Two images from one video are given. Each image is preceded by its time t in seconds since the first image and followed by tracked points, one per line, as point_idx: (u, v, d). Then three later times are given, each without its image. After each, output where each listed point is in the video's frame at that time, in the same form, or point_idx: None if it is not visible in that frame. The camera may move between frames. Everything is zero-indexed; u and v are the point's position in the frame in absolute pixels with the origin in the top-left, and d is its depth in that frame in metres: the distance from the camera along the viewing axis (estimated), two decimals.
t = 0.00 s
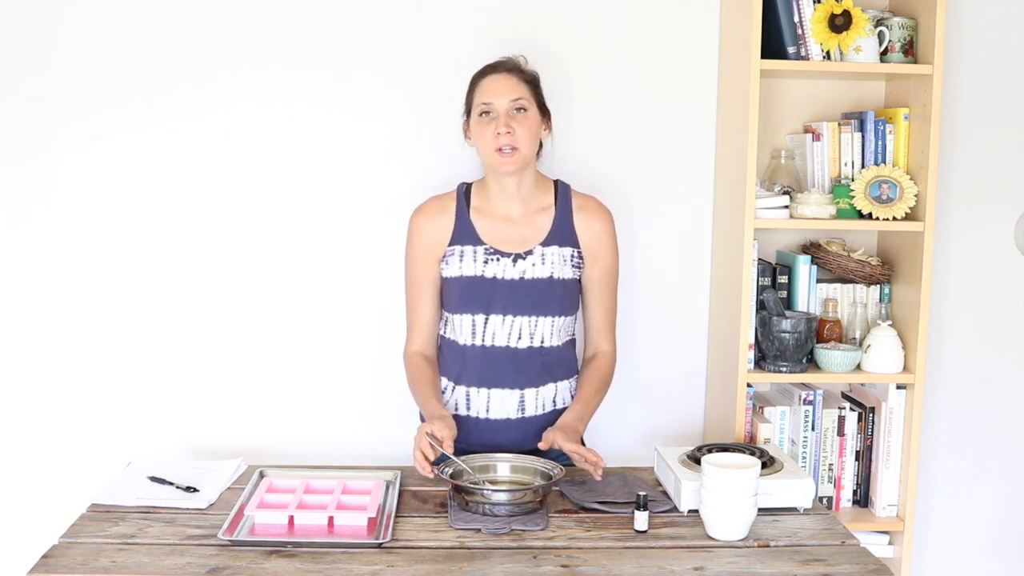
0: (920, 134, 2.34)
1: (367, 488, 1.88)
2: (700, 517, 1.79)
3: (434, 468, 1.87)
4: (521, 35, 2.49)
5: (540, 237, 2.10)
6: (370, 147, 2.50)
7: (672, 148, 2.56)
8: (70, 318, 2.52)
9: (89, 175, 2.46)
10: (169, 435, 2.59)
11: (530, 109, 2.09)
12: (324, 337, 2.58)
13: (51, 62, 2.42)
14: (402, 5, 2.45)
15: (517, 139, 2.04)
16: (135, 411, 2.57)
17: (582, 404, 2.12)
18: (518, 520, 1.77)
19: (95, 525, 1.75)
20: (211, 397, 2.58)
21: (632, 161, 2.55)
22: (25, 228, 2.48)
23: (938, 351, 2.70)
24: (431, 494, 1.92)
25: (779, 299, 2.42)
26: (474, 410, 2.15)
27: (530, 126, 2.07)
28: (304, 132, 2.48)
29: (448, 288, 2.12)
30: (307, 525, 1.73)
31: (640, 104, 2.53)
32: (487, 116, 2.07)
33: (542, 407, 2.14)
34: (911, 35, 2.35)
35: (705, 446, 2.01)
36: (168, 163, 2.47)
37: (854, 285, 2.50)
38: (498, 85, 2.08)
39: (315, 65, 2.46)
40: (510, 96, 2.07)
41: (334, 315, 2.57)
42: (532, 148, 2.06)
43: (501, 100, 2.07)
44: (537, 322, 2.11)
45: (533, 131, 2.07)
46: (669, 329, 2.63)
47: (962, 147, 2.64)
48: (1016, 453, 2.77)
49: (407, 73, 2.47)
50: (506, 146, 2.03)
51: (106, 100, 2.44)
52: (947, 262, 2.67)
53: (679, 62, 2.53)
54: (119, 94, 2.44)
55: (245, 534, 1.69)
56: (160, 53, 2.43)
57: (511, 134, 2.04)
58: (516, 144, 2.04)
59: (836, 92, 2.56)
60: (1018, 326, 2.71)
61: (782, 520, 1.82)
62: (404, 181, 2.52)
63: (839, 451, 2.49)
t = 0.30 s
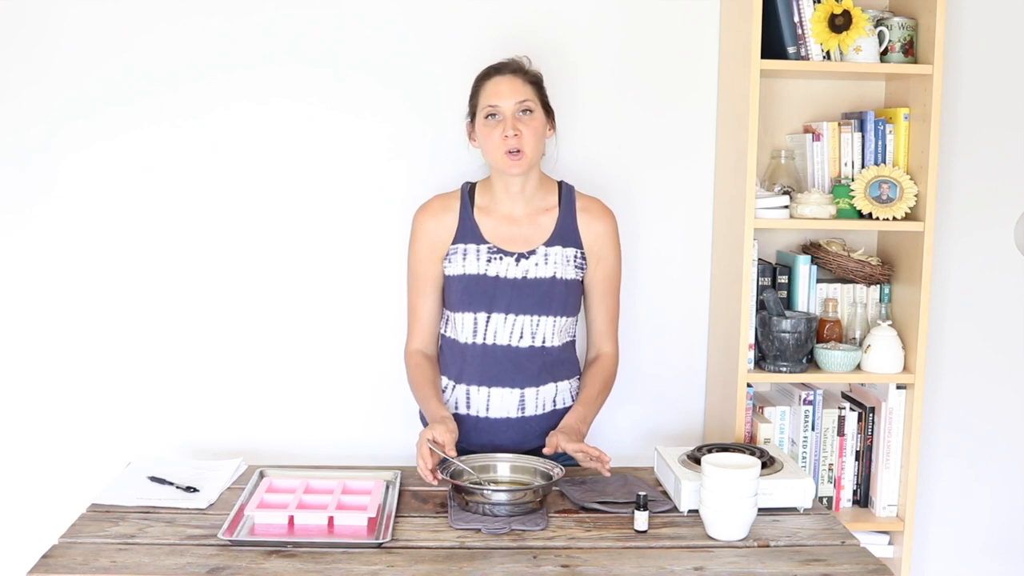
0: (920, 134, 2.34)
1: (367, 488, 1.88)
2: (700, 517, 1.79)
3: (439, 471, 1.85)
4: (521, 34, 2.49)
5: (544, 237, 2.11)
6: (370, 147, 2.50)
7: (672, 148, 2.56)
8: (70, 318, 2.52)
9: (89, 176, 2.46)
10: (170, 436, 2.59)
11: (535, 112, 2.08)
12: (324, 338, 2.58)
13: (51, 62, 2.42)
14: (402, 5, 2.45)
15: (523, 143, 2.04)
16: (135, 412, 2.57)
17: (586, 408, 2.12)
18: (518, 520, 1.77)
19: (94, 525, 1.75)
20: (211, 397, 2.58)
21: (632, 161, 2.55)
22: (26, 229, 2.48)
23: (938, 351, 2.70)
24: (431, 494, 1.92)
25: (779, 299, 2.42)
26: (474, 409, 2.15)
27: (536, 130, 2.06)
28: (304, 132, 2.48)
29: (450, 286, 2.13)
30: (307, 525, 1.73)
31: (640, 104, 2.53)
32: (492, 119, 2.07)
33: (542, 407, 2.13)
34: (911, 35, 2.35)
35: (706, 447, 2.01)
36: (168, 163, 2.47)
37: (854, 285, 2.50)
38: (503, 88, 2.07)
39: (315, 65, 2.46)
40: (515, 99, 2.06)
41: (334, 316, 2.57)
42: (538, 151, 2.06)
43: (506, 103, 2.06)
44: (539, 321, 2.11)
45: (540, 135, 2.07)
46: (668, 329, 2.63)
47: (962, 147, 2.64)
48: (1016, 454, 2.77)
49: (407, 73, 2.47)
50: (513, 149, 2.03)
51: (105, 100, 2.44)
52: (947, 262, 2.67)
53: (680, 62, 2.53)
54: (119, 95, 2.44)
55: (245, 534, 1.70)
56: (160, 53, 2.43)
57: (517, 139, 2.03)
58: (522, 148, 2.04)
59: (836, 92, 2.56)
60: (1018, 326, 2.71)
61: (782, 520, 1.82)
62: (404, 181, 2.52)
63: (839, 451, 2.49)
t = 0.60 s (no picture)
0: (920, 133, 2.35)
1: (369, 487, 1.88)
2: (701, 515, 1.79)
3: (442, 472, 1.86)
4: (521, 34, 2.49)
5: (547, 235, 2.11)
6: (372, 147, 2.50)
7: (673, 147, 2.56)
8: (71, 318, 2.52)
9: (89, 176, 2.47)
10: (170, 436, 2.59)
11: (535, 114, 2.08)
12: (324, 337, 2.58)
13: (52, 62, 2.42)
14: (403, 5, 2.45)
15: (525, 149, 2.04)
16: (135, 412, 2.57)
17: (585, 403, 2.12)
18: (520, 518, 1.77)
19: (97, 524, 1.75)
20: (212, 397, 2.59)
21: (632, 161, 2.56)
22: (26, 229, 2.48)
23: (938, 351, 2.71)
24: (433, 493, 1.92)
25: (779, 298, 2.42)
26: (475, 406, 2.15)
27: (537, 133, 2.06)
28: (305, 132, 2.49)
29: (452, 284, 2.13)
30: (309, 524, 1.74)
31: (640, 104, 2.54)
32: (492, 124, 2.06)
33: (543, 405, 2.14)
34: (911, 35, 2.35)
35: (706, 446, 2.01)
36: (169, 163, 2.47)
37: (855, 285, 2.51)
38: (504, 92, 2.06)
39: (316, 65, 2.46)
40: (516, 103, 2.05)
41: (334, 316, 2.57)
42: (539, 154, 2.07)
43: (507, 108, 2.05)
44: (541, 319, 2.12)
45: (540, 138, 2.07)
46: (669, 328, 2.64)
47: (961, 147, 2.64)
48: (1015, 453, 2.78)
49: (408, 73, 2.48)
50: (516, 155, 2.03)
51: (106, 100, 2.44)
52: (947, 262, 2.67)
53: (680, 62, 2.53)
54: (120, 94, 2.44)
55: (248, 532, 1.70)
56: (161, 53, 2.43)
57: (520, 144, 2.03)
58: (525, 153, 2.04)
59: (836, 92, 2.57)
60: (1018, 326, 2.72)
61: (783, 518, 1.83)
62: (406, 181, 2.52)
63: (839, 450, 2.49)
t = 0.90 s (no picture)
0: (920, 133, 2.35)
1: (369, 487, 1.88)
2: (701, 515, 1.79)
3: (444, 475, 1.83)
4: (522, 34, 2.49)
5: (544, 234, 2.11)
6: (372, 147, 2.50)
7: (673, 147, 2.56)
8: (70, 318, 2.52)
9: (89, 176, 2.47)
10: (170, 436, 2.59)
11: (515, 129, 1.99)
12: (324, 337, 2.58)
13: (52, 62, 2.42)
14: (403, 6, 2.45)
15: (503, 165, 1.99)
16: (135, 412, 2.57)
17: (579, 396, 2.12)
18: (520, 518, 1.77)
19: (97, 524, 1.75)
20: (212, 397, 2.59)
21: (632, 161, 2.56)
22: (27, 229, 2.48)
23: (938, 351, 2.71)
24: (433, 493, 1.92)
25: (779, 298, 2.42)
26: (473, 405, 2.15)
27: (516, 148, 1.99)
28: (305, 132, 2.49)
29: (451, 283, 2.12)
30: (309, 524, 1.74)
31: (640, 105, 2.54)
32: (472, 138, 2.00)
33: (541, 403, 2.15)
34: (911, 35, 2.35)
35: (706, 446, 2.01)
36: (169, 163, 2.47)
37: (855, 285, 2.51)
38: (481, 110, 1.97)
39: (316, 65, 2.46)
40: (493, 121, 1.96)
41: (334, 316, 2.57)
42: (519, 168, 2.01)
43: (482, 127, 1.97)
44: (540, 318, 2.12)
45: (520, 151, 2.00)
46: (669, 328, 2.64)
47: (961, 147, 2.64)
48: (1016, 453, 2.78)
49: (408, 73, 2.48)
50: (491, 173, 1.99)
51: (106, 100, 2.44)
52: (947, 262, 2.67)
53: (680, 62, 2.53)
54: (120, 94, 2.44)
55: (248, 532, 1.70)
56: (161, 53, 2.43)
57: (495, 162, 1.98)
58: (503, 169, 2.00)
59: (837, 91, 2.57)
60: (1018, 326, 2.72)
61: (783, 518, 1.83)
62: (405, 182, 2.52)
63: (839, 450, 2.49)
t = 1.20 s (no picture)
0: (921, 133, 2.35)
1: (369, 487, 1.88)
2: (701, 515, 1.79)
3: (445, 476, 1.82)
4: (522, 34, 2.49)
5: (535, 233, 2.11)
6: (372, 147, 2.50)
7: (672, 147, 2.56)
8: (70, 318, 2.52)
9: (89, 176, 2.47)
10: (170, 436, 2.59)
11: (504, 134, 1.97)
12: (323, 337, 2.58)
13: (52, 61, 2.42)
14: (403, 6, 2.45)
15: (492, 169, 1.98)
16: (135, 412, 2.57)
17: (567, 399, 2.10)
18: (520, 518, 1.77)
19: (97, 524, 1.75)
20: (212, 398, 2.59)
21: (632, 161, 2.56)
22: (27, 229, 2.48)
23: (938, 351, 2.71)
24: (433, 492, 1.92)
25: (779, 298, 2.43)
26: (460, 403, 2.16)
27: (505, 152, 1.98)
28: (305, 132, 2.49)
29: (442, 282, 2.12)
30: (309, 524, 1.74)
31: (640, 105, 2.54)
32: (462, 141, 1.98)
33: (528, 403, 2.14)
34: (911, 35, 2.35)
35: (706, 446, 2.01)
36: (169, 163, 2.47)
37: (855, 285, 2.51)
38: (470, 115, 1.95)
39: (316, 65, 2.46)
40: (483, 125, 1.94)
41: (333, 316, 2.57)
42: (509, 171, 1.99)
43: (472, 132, 1.95)
44: (529, 317, 2.12)
45: (510, 154, 1.99)
46: (668, 328, 2.64)
47: (961, 147, 2.64)
48: (1015, 453, 2.78)
49: (408, 73, 2.48)
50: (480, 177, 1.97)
51: (106, 100, 2.44)
52: (947, 262, 2.67)
53: (680, 62, 2.53)
54: (120, 94, 2.44)
55: (248, 532, 1.70)
56: (161, 53, 2.43)
57: (484, 166, 1.97)
58: (492, 173, 1.98)
59: (836, 91, 2.57)
60: (1018, 326, 2.72)
61: (783, 519, 1.83)
62: (406, 182, 2.52)
63: (839, 450, 2.49)
